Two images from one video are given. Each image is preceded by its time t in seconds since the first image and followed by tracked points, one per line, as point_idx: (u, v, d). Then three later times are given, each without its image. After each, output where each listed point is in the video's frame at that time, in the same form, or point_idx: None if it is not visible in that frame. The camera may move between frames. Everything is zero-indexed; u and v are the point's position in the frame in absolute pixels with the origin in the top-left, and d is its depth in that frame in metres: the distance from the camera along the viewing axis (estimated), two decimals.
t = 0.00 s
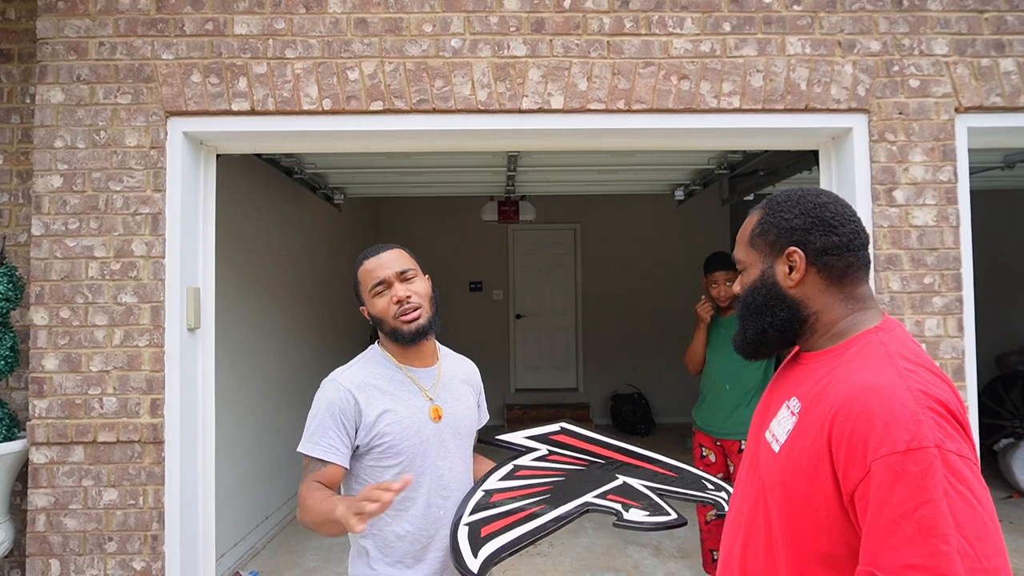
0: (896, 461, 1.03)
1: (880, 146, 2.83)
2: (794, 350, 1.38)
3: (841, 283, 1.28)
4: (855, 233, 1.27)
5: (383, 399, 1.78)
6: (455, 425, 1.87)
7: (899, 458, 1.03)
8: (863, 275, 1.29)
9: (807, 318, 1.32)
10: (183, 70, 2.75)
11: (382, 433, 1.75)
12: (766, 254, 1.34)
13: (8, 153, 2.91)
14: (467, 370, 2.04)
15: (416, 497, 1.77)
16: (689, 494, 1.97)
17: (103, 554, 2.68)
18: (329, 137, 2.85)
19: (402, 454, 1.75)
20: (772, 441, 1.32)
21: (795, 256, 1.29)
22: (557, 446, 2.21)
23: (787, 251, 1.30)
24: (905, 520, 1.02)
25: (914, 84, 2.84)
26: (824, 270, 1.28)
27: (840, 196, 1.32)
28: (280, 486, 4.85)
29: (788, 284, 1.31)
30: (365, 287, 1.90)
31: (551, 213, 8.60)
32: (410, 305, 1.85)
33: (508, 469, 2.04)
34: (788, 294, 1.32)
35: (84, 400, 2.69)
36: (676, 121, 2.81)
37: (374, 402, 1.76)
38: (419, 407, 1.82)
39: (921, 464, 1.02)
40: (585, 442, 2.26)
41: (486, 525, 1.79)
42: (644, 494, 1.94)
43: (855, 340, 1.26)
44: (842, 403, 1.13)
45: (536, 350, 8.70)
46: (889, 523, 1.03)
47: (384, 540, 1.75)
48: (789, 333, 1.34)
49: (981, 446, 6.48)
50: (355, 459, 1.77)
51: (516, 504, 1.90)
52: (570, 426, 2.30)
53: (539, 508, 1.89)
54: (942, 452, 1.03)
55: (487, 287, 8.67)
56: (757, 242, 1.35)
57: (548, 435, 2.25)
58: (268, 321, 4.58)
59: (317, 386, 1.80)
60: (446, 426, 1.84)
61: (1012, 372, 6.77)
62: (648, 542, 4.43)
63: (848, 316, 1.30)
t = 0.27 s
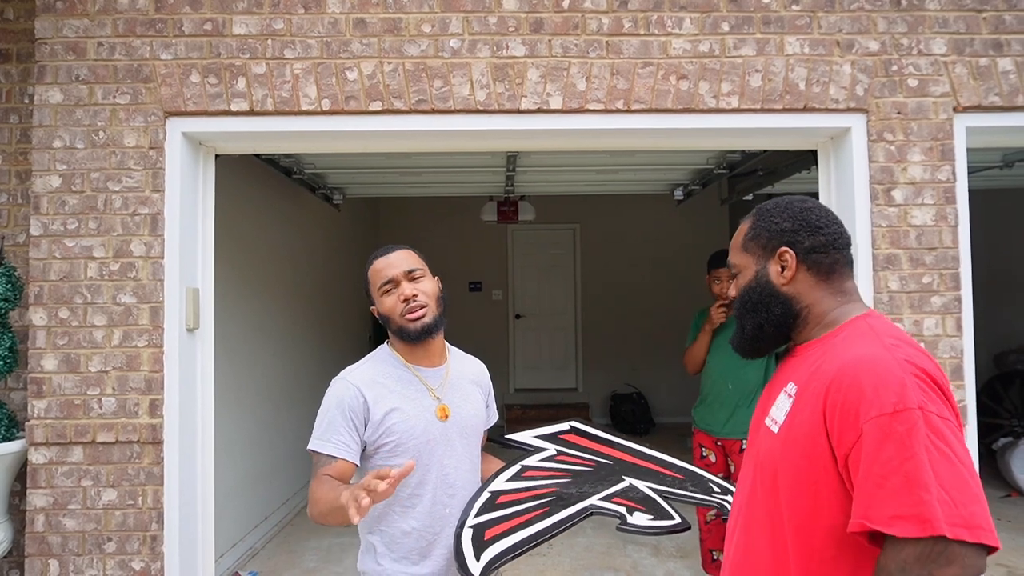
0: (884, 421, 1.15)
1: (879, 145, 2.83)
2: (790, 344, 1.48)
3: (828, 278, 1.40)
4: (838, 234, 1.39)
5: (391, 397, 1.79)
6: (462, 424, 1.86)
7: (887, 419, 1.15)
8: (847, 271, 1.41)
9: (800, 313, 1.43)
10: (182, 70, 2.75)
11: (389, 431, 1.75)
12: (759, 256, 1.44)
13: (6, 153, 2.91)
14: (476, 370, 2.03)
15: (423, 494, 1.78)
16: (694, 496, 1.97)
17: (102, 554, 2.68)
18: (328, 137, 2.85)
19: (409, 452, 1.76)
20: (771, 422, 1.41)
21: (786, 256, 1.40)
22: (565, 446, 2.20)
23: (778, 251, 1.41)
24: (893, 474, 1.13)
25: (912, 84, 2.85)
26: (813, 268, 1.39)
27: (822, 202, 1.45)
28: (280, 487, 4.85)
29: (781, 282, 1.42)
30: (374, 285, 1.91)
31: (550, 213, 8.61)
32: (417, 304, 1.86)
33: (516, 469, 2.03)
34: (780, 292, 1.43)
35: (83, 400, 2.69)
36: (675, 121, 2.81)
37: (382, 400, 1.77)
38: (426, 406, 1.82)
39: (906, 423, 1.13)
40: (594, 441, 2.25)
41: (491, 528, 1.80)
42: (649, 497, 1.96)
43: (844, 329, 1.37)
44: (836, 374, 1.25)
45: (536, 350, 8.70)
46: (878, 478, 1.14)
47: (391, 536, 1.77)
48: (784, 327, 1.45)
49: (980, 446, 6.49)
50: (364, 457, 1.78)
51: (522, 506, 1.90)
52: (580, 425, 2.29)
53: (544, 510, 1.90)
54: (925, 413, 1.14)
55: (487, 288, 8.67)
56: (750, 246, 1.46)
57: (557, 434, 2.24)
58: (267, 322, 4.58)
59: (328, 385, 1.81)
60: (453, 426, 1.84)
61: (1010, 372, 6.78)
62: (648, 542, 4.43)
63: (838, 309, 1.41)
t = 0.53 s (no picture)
0: (884, 399, 1.21)
1: (878, 148, 2.84)
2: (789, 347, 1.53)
3: (823, 282, 1.46)
4: (830, 239, 1.46)
5: (397, 398, 1.80)
6: (469, 425, 1.86)
7: (887, 397, 1.21)
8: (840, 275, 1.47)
9: (798, 316, 1.48)
10: (181, 73, 2.76)
11: (395, 433, 1.76)
12: (755, 264, 1.49)
13: (6, 155, 2.91)
14: (483, 371, 2.02)
15: (429, 495, 1.79)
16: (695, 503, 2.02)
17: (101, 557, 2.68)
18: (328, 140, 2.85)
19: (416, 453, 1.77)
20: (774, 417, 1.47)
21: (782, 262, 1.46)
22: (572, 447, 2.19)
23: (775, 258, 1.46)
24: (896, 448, 1.18)
25: (911, 87, 2.85)
26: (808, 272, 1.45)
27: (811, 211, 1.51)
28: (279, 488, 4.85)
29: (778, 287, 1.47)
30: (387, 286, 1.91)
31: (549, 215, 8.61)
32: (429, 308, 1.86)
33: (522, 472, 2.01)
34: (778, 297, 1.48)
35: (82, 403, 2.69)
36: (673, 123, 2.82)
37: (389, 402, 1.78)
38: (432, 407, 1.82)
39: (905, 399, 1.19)
40: (601, 444, 2.24)
41: (492, 534, 1.79)
42: (653, 503, 1.98)
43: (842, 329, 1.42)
44: (835, 361, 1.31)
45: (536, 352, 8.70)
46: (881, 453, 1.19)
47: (399, 535, 1.78)
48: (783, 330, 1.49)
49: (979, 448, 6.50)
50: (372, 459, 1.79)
51: (525, 511, 1.89)
52: (588, 427, 2.28)
53: (547, 515, 1.89)
54: (921, 389, 1.20)
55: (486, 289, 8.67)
56: (747, 254, 1.51)
57: (565, 435, 2.23)
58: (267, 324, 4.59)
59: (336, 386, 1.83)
60: (460, 427, 1.84)
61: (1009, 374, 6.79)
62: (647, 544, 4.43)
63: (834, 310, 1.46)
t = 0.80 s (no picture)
0: (882, 383, 1.25)
1: (877, 150, 2.84)
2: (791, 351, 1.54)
3: (825, 285, 1.50)
4: (827, 245, 1.51)
5: (395, 400, 1.80)
6: (468, 426, 1.87)
7: (885, 381, 1.25)
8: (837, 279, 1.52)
9: (802, 318, 1.50)
10: (181, 74, 2.76)
11: (393, 434, 1.76)
12: (759, 268, 1.51)
13: (5, 156, 2.91)
14: (481, 372, 2.04)
15: (429, 495, 1.78)
16: (694, 510, 2.05)
17: (100, 558, 2.67)
18: (327, 141, 2.85)
19: (414, 454, 1.77)
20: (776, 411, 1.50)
21: (787, 266, 1.48)
22: (576, 450, 2.14)
23: (780, 261, 1.49)
24: (893, 430, 1.22)
25: (910, 89, 2.85)
26: (812, 276, 1.48)
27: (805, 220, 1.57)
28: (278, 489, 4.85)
29: (783, 290, 1.50)
30: (427, 289, 1.84)
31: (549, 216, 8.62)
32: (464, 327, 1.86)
33: (523, 477, 1.99)
34: (784, 299, 1.50)
35: (81, 403, 2.69)
36: (673, 125, 2.82)
37: (386, 404, 1.78)
38: (430, 409, 1.82)
39: (901, 383, 1.23)
40: (607, 446, 2.18)
41: (491, 540, 1.82)
42: (651, 509, 2.02)
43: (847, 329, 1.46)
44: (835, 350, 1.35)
45: (535, 353, 8.70)
46: (879, 435, 1.23)
47: (400, 536, 1.78)
48: (788, 333, 1.51)
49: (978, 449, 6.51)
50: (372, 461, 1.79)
51: (525, 516, 1.92)
52: (594, 429, 2.21)
53: (546, 522, 1.94)
54: (917, 374, 1.24)
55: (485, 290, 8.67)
56: (750, 259, 1.53)
57: (570, 437, 2.17)
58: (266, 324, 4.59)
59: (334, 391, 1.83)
60: (459, 428, 1.84)
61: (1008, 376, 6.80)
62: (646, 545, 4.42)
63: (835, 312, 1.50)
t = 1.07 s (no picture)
0: (893, 379, 1.25)
1: (876, 151, 2.84)
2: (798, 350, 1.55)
3: (834, 284, 1.51)
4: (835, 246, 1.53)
5: (393, 399, 1.79)
6: (466, 427, 1.88)
7: (896, 377, 1.25)
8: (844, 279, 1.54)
9: (812, 317, 1.51)
10: (180, 73, 2.75)
11: (390, 434, 1.75)
12: (770, 267, 1.51)
13: (5, 154, 2.91)
14: (478, 373, 2.05)
15: (426, 495, 1.79)
16: (689, 507, 2.03)
17: (98, 556, 2.67)
18: (327, 140, 2.85)
19: (412, 454, 1.76)
20: (782, 407, 1.50)
21: (798, 266, 1.49)
22: (571, 450, 2.18)
23: (791, 261, 1.50)
24: (904, 425, 1.22)
25: (910, 90, 2.85)
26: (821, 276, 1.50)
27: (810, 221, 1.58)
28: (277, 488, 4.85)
29: (794, 289, 1.50)
30: (446, 289, 1.84)
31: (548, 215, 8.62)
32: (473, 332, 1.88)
33: (517, 474, 2.00)
34: (794, 299, 1.50)
35: (80, 402, 2.68)
36: (673, 125, 2.82)
37: (384, 403, 1.78)
38: (428, 409, 1.82)
39: (912, 379, 1.24)
40: (602, 446, 2.23)
41: (483, 535, 1.78)
42: (646, 507, 2.00)
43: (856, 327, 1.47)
44: (846, 346, 1.35)
45: (534, 353, 8.70)
46: (890, 431, 1.23)
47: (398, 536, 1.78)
48: (797, 333, 1.52)
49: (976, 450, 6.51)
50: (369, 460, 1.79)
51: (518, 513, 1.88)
52: (588, 429, 2.27)
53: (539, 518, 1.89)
54: (928, 371, 1.25)
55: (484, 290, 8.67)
56: (760, 259, 1.52)
57: (565, 438, 2.22)
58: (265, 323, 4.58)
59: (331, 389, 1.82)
60: (457, 429, 1.85)
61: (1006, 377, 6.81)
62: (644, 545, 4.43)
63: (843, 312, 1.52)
